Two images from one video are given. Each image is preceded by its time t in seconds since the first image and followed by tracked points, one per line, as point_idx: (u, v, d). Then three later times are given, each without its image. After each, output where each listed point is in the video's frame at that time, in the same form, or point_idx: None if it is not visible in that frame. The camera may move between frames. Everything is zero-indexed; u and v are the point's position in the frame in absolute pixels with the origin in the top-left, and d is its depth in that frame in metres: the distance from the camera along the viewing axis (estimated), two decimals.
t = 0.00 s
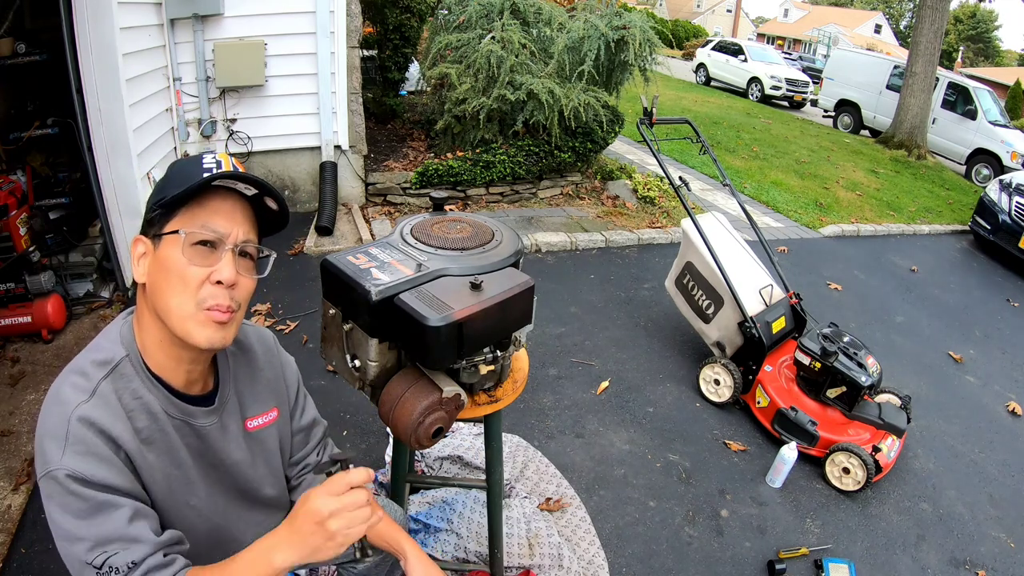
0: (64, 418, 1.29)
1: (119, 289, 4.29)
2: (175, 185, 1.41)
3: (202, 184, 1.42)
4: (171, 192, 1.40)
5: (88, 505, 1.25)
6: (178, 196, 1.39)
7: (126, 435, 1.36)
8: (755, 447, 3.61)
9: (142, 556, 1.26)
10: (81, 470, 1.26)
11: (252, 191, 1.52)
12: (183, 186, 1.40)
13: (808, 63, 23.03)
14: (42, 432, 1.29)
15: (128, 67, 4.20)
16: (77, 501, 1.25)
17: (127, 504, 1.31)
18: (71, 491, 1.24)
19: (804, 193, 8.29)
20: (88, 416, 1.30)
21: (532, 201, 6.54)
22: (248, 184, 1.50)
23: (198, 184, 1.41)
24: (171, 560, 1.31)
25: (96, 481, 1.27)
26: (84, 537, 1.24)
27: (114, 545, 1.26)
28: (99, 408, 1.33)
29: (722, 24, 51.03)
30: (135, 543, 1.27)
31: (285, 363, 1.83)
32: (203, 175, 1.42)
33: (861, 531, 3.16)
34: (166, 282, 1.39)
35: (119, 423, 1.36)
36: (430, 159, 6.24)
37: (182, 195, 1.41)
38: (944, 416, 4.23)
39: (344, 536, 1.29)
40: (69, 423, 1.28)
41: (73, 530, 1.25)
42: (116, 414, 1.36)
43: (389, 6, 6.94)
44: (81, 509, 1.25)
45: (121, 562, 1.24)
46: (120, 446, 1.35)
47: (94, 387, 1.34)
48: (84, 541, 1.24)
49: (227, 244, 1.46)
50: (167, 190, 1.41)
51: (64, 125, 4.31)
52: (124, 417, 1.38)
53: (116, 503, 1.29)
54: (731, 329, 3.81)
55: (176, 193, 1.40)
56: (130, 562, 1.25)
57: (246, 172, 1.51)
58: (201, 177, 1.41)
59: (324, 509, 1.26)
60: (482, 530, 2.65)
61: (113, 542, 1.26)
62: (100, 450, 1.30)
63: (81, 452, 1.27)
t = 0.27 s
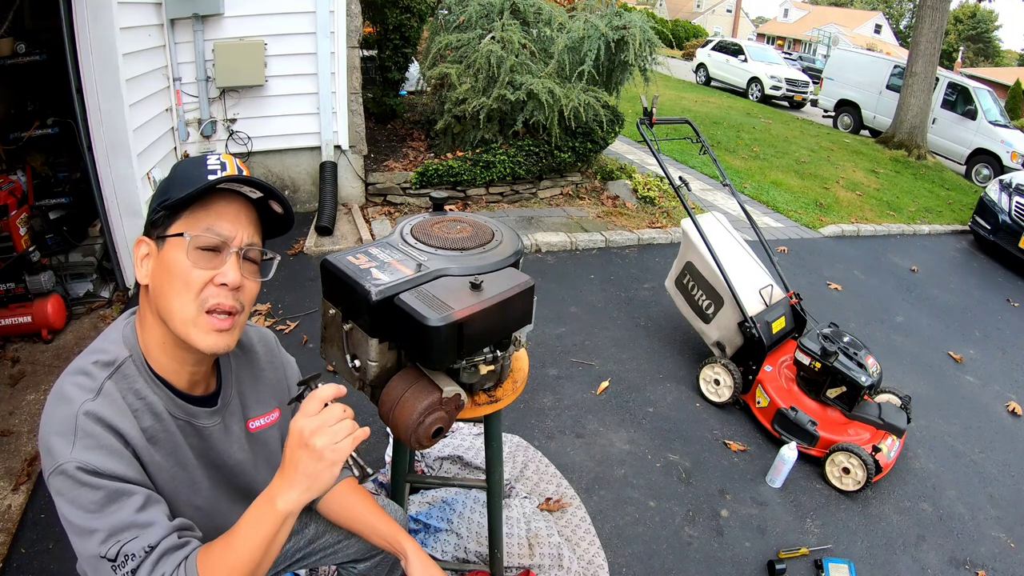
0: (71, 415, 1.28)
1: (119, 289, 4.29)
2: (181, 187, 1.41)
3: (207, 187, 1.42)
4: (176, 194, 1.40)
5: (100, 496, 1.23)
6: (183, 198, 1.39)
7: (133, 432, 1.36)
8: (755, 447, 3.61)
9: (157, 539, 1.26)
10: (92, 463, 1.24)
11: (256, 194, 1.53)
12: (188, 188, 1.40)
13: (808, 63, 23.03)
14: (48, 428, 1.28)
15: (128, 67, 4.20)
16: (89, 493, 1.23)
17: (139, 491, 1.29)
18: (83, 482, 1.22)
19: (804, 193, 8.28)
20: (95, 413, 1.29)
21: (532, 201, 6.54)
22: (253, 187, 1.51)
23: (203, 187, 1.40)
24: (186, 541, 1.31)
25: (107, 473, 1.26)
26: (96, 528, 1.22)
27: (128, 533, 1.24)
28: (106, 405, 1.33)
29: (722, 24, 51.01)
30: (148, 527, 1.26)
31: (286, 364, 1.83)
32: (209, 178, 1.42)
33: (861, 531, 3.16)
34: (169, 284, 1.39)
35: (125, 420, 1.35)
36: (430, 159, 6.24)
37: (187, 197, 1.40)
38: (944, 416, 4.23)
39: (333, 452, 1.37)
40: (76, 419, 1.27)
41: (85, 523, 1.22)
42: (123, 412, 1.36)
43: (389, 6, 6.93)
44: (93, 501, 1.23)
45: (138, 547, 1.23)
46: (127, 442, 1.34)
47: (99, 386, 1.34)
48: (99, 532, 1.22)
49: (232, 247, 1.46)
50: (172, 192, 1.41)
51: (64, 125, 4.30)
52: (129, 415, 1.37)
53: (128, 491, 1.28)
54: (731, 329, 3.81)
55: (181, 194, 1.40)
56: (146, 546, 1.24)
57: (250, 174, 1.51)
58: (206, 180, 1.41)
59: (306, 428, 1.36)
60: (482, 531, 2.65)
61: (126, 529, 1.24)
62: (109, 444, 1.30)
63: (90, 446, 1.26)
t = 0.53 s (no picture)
0: (71, 413, 1.28)
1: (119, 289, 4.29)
2: (180, 186, 1.41)
3: (206, 186, 1.41)
4: (175, 194, 1.40)
5: (101, 492, 1.23)
6: (182, 197, 1.39)
7: (133, 430, 1.36)
8: (755, 447, 3.61)
9: (158, 534, 1.26)
10: (92, 460, 1.24)
11: (255, 194, 1.52)
12: (187, 188, 1.40)
13: (808, 63, 23.04)
14: (48, 426, 1.28)
15: (128, 67, 4.20)
16: (89, 489, 1.23)
17: (139, 487, 1.29)
18: (83, 480, 1.22)
19: (804, 193, 8.28)
20: (95, 411, 1.29)
21: (532, 201, 6.54)
22: (252, 187, 1.50)
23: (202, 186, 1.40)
24: (186, 537, 1.31)
25: (107, 470, 1.26)
26: (96, 525, 1.22)
27: (128, 529, 1.24)
28: (106, 404, 1.33)
29: (722, 24, 51.01)
30: (149, 523, 1.26)
31: (286, 364, 1.83)
32: (208, 177, 1.42)
33: (861, 531, 3.16)
34: (169, 284, 1.39)
35: (125, 418, 1.35)
36: (430, 159, 6.24)
37: (186, 196, 1.40)
38: (944, 416, 4.23)
39: (333, 442, 1.39)
40: (76, 417, 1.27)
41: (86, 519, 1.22)
42: (123, 410, 1.36)
43: (389, 6, 6.93)
44: (93, 498, 1.23)
45: (138, 543, 1.23)
46: (127, 440, 1.34)
47: (99, 385, 1.34)
48: (99, 528, 1.22)
49: (231, 247, 1.46)
50: (171, 191, 1.41)
51: (65, 125, 4.30)
52: (130, 413, 1.37)
53: (129, 487, 1.28)
54: (731, 329, 3.81)
55: (181, 194, 1.40)
56: (146, 542, 1.24)
57: (249, 174, 1.51)
58: (205, 180, 1.41)
59: (306, 419, 1.38)
60: (482, 530, 2.65)
61: (127, 525, 1.24)
62: (109, 442, 1.30)
63: (90, 444, 1.26)
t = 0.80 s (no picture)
0: (70, 413, 1.27)
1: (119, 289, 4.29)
2: (177, 186, 1.41)
3: (204, 186, 1.41)
4: (173, 194, 1.40)
5: (100, 491, 1.23)
6: (180, 198, 1.39)
7: (132, 430, 1.36)
8: (755, 447, 3.61)
9: (158, 532, 1.26)
10: (91, 459, 1.24)
11: (253, 193, 1.52)
12: (185, 188, 1.40)
13: (808, 63, 23.04)
14: (47, 426, 1.28)
15: (128, 67, 4.20)
16: (88, 488, 1.23)
17: (139, 486, 1.29)
18: (82, 479, 1.22)
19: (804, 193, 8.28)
20: (94, 411, 1.29)
21: (532, 201, 6.54)
22: (250, 186, 1.50)
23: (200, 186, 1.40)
24: (186, 535, 1.31)
25: (106, 469, 1.26)
26: (96, 524, 1.22)
27: (127, 528, 1.24)
28: (105, 404, 1.33)
29: (721, 24, 51.02)
30: (149, 521, 1.26)
31: (285, 365, 1.83)
32: (205, 177, 1.42)
33: (861, 531, 3.16)
34: (166, 284, 1.39)
35: (124, 418, 1.35)
36: (430, 159, 6.23)
37: (184, 196, 1.40)
38: (944, 416, 4.23)
39: (332, 437, 1.38)
40: (75, 416, 1.27)
41: (85, 518, 1.22)
42: (122, 410, 1.36)
43: (389, 6, 6.93)
44: (92, 497, 1.23)
45: (138, 541, 1.23)
46: (126, 440, 1.34)
47: (98, 384, 1.33)
48: (99, 527, 1.22)
49: (229, 246, 1.46)
50: (169, 192, 1.41)
51: (65, 125, 4.30)
52: (129, 413, 1.37)
53: (128, 486, 1.28)
54: (731, 329, 3.81)
55: (178, 194, 1.40)
56: (147, 540, 1.24)
57: (247, 173, 1.51)
58: (202, 179, 1.41)
59: (305, 414, 1.37)
60: (482, 530, 2.65)
61: (126, 524, 1.24)
62: (108, 442, 1.30)
63: (89, 443, 1.26)
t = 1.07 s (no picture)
0: (69, 411, 1.27)
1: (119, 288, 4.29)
2: (162, 185, 1.41)
3: (186, 181, 1.41)
4: (158, 193, 1.40)
5: (101, 487, 1.24)
6: (164, 195, 1.39)
7: (130, 429, 1.35)
8: (755, 447, 3.61)
9: (163, 527, 1.26)
10: (89, 457, 1.24)
11: (239, 186, 1.51)
12: (168, 185, 1.40)
13: (809, 63, 23.04)
14: (46, 424, 1.28)
15: (128, 67, 4.20)
16: (88, 485, 1.23)
17: (141, 480, 1.30)
18: (81, 476, 1.23)
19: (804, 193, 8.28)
20: (92, 409, 1.29)
21: (532, 201, 6.54)
22: (235, 179, 1.49)
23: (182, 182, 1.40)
24: (193, 530, 1.32)
25: (106, 467, 1.26)
26: (99, 519, 1.22)
27: (130, 523, 1.24)
28: (103, 402, 1.32)
29: (721, 24, 51.02)
30: (153, 515, 1.27)
31: (285, 365, 1.82)
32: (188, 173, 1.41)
33: (861, 531, 3.16)
34: (157, 283, 1.39)
35: (123, 416, 1.35)
36: (430, 159, 6.23)
37: (168, 194, 1.40)
38: (944, 416, 4.23)
39: (357, 446, 1.38)
40: (74, 414, 1.27)
41: (84, 515, 1.22)
42: (120, 409, 1.35)
43: (389, 6, 6.93)
44: (93, 493, 1.23)
45: (144, 535, 1.24)
46: (124, 439, 1.34)
47: (96, 383, 1.33)
48: (101, 523, 1.22)
49: (217, 242, 1.46)
50: (154, 191, 1.41)
51: (64, 125, 4.30)
52: (127, 412, 1.37)
53: (130, 481, 1.28)
54: (731, 329, 3.81)
55: (162, 192, 1.40)
56: (152, 533, 1.25)
57: (233, 166, 1.50)
58: (185, 175, 1.40)
59: (331, 422, 1.37)
60: (482, 530, 2.65)
61: (130, 519, 1.25)
62: (108, 439, 1.30)
63: (88, 441, 1.26)
